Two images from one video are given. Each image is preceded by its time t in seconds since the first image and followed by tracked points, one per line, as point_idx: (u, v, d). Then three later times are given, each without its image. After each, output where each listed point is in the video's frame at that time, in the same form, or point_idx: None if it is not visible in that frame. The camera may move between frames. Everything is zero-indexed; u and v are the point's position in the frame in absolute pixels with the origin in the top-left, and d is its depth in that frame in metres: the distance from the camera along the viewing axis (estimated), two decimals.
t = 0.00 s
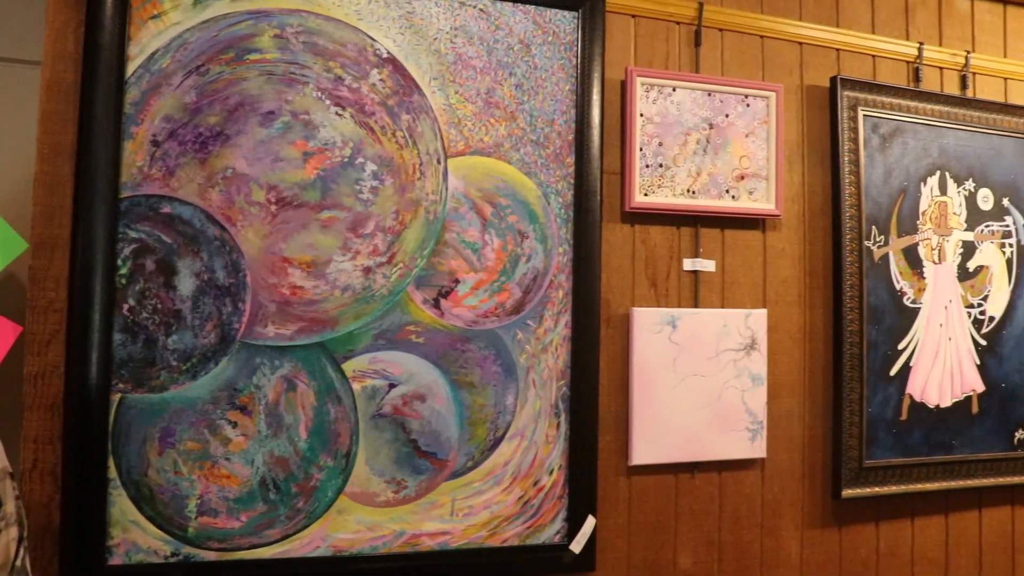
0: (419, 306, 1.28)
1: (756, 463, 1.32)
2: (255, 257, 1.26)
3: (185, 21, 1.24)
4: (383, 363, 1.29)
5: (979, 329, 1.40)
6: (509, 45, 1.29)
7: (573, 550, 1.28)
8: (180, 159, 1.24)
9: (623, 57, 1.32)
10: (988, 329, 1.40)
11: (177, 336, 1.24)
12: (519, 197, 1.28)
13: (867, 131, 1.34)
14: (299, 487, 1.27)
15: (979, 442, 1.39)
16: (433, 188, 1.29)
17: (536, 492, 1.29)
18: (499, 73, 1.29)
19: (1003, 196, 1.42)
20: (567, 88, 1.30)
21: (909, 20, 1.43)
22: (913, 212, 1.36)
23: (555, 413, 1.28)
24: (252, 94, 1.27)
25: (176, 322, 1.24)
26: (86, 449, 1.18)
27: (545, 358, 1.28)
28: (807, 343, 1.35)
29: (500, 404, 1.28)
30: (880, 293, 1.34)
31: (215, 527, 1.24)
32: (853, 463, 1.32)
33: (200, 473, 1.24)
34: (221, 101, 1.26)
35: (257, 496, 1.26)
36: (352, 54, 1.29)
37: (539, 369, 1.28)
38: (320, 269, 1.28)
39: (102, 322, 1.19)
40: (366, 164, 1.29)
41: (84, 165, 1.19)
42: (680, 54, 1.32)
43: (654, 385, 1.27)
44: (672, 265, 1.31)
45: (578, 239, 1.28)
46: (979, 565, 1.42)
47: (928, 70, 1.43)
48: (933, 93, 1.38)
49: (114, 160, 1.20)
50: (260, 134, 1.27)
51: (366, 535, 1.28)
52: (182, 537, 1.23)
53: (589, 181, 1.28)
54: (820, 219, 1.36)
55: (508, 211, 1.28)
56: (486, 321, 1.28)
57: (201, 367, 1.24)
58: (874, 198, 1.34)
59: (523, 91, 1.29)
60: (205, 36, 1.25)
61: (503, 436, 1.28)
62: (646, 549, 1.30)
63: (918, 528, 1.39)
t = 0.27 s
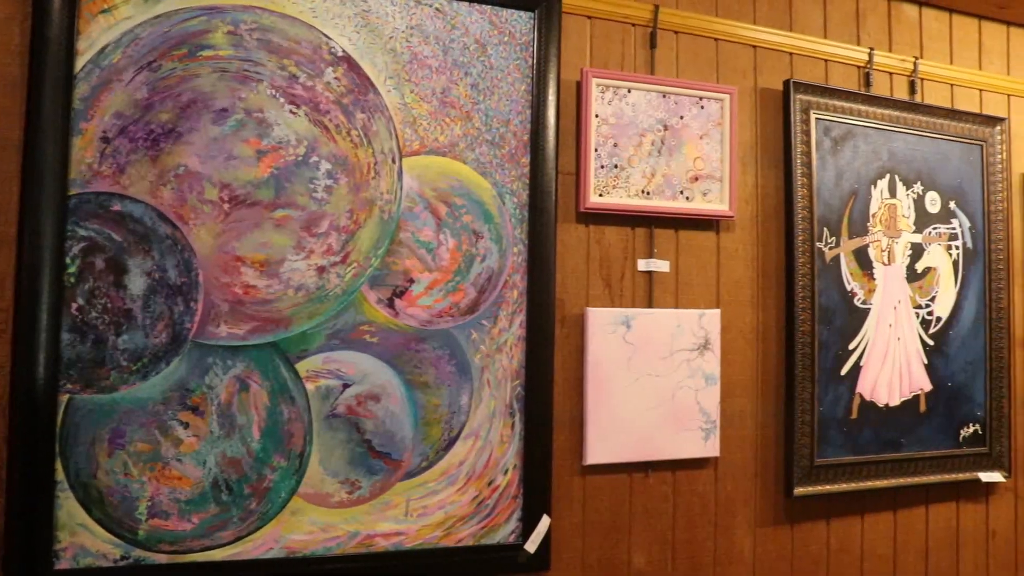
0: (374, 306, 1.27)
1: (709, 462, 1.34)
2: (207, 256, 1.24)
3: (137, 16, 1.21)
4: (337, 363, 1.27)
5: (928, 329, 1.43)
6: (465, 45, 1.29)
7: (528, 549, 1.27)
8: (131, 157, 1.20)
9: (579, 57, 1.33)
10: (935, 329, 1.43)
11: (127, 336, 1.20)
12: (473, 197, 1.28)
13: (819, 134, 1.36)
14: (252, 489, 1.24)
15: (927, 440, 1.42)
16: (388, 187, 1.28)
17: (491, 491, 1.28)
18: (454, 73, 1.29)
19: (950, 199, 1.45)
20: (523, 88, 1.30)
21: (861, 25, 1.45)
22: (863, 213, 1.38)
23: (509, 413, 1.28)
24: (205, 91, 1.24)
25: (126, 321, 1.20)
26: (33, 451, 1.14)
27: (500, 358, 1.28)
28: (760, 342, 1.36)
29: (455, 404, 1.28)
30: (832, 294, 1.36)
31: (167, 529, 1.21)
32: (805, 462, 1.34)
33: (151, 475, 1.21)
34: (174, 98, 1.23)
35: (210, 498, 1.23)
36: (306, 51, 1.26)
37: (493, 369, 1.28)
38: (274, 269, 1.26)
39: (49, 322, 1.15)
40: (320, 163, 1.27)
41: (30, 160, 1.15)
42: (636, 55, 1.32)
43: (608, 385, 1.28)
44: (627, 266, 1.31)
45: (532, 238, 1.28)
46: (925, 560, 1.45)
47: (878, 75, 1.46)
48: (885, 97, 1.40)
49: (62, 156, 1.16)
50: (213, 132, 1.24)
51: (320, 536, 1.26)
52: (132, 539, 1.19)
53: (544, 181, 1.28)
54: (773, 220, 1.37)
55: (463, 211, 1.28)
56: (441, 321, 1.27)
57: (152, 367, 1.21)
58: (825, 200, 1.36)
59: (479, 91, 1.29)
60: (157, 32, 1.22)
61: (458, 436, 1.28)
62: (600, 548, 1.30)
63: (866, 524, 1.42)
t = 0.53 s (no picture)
0: (332, 305, 1.26)
1: (667, 462, 1.35)
2: (163, 254, 1.20)
3: (91, 9, 1.17)
4: (295, 363, 1.25)
5: (882, 329, 1.47)
6: (425, 44, 1.29)
7: (487, 549, 1.27)
8: (84, 154, 1.17)
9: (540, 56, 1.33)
10: (890, 329, 1.48)
11: (81, 335, 1.17)
12: (433, 196, 1.28)
13: (776, 136, 1.38)
14: (208, 489, 1.21)
15: (879, 438, 1.47)
16: (346, 186, 1.27)
17: (450, 491, 1.28)
18: (414, 72, 1.28)
19: (903, 201, 1.50)
20: (482, 88, 1.30)
21: (818, 28, 1.49)
22: (819, 216, 1.42)
23: (468, 412, 1.28)
24: (162, 87, 1.21)
25: (80, 320, 1.17)
26: None
27: (459, 358, 1.28)
28: (717, 341, 1.38)
29: (413, 403, 1.27)
30: (788, 294, 1.39)
31: (121, 532, 1.18)
32: (763, 460, 1.36)
33: (105, 477, 1.17)
34: (129, 95, 1.19)
35: (165, 499, 1.20)
36: (264, 49, 1.24)
37: (452, 368, 1.28)
38: (230, 268, 1.23)
39: None
40: (278, 161, 1.25)
41: None
42: (595, 56, 1.34)
43: (567, 384, 1.28)
44: (585, 265, 1.33)
45: (491, 238, 1.29)
46: (878, 556, 1.50)
47: (833, 78, 1.50)
48: (841, 101, 1.44)
49: (13, 151, 1.13)
50: (169, 129, 1.21)
51: (278, 537, 1.24)
52: (85, 542, 1.16)
53: (503, 181, 1.29)
54: (731, 221, 1.40)
55: (423, 211, 1.28)
56: (399, 321, 1.27)
57: (106, 367, 1.17)
58: (782, 201, 1.39)
59: (438, 90, 1.29)
60: (111, 26, 1.18)
61: (416, 436, 1.27)
62: (560, 548, 1.31)
63: (823, 522, 1.46)
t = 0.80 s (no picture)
0: (281, 305, 1.24)
1: (617, 461, 1.36)
2: (108, 252, 1.16)
3: None
4: (243, 363, 1.23)
5: (828, 329, 1.51)
6: (376, 42, 1.27)
7: (436, 550, 1.27)
8: (25, 149, 1.12)
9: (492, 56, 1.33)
10: (836, 329, 1.52)
11: (21, 335, 1.12)
12: (383, 195, 1.27)
13: (726, 139, 1.41)
14: (154, 492, 1.18)
15: (826, 437, 1.50)
16: (296, 185, 1.25)
17: (400, 492, 1.27)
18: (365, 70, 1.27)
19: (850, 204, 1.55)
20: (434, 88, 1.30)
21: (767, 32, 1.52)
22: (768, 218, 1.45)
23: (418, 413, 1.28)
24: (108, 83, 1.16)
25: (20, 320, 1.12)
26: None
27: (409, 358, 1.28)
28: (667, 341, 1.40)
29: (363, 403, 1.27)
30: (737, 295, 1.41)
31: (62, 537, 1.14)
32: (711, 459, 1.38)
33: (46, 480, 1.13)
34: (73, 89, 1.15)
35: (109, 502, 1.16)
36: (214, 45, 1.21)
37: (402, 368, 1.28)
38: (178, 266, 1.20)
39: None
40: (226, 159, 1.22)
41: None
42: (548, 57, 1.35)
43: (517, 385, 1.28)
44: (536, 266, 1.33)
45: (442, 238, 1.29)
46: (823, 553, 1.54)
47: (783, 82, 1.54)
48: (789, 104, 1.47)
49: None
50: (116, 125, 1.17)
51: (224, 539, 1.21)
52: (25, 548, 1.12)
53: (454, 181, 1.29)
54: (681, 222, 1.42)
55: (373, 210, 1.27)
56: (349, 320, 1.26)
57: (48, 367, 1.13)
58: (732, 203, 1.41)
59: (390, 89, 1.28)
60: (55, 19, 1.14)
61: (366, 436, 1.27)
62: (510, 548, 1.31)
63: (770, 520, 1.49)
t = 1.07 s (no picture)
0: (225, 304, 1.21)
1: (563, 460, 1.38)
2: (46, 250, 1.11)
3: None
4: (186, 363, 1.19)
5: (772, 329, 1.55)
6: (323, 40, 1.26)
7: (383, 550, 1.26)
8: None
9: (439, 56, 1.33)
10: (779, 330, 1.56)
11: None
12: (329, 194, 1.26)
13: (672, 141, 1.44)
14: (93, 495, 1.13)
15: (770, 436, 1.54)
16: (241, 183, 1.22)
17: (346, 492, 1.26)
18: (312, 68, 1.26)
19: (794, 206, 1.59)
20: (381, 87, 1.29)
21: (713, 37, 1.56)
22: (712, 219, 1.48)
23: (364, 413, 1.28)
24: (45, 76, 1.11)
25: None
26: None
27: (355, 358, 1.27)
28: (613, 341, 1.42)
29: (308, 403, 1.25)
30: (682, 295, 1.44)
31: None
32: (657, 459, 1.40)
33: None
34: (8, 82, 1.09)
35: (46, 506, 1.11)
36: (156, 40, 1.17)
37: (347, 368, 1.27)
38: (119, 265, 1.15)
39: None
40: (170, 156, 1.18)
41: None
42: (495, 58, 1.36)
43: (463, 384, 1.29)
44: (482, 266, 1.34)
45: (388, 237, 1.28)
46: (768, 550, 1.59)
47: (729, 85, 1.58)
48: (733, 107, 1.50)
49: None
50: (54, 120, 1.12)
51: (167, 542, 1.17)
52: None
53: (400, 180, 1.29)
54: (627, 223, 1.44)
55: (319, 209, 1.26)
56: (294, 320, 1.24)
57: None
58: (678, 204, 1.44)
59: (336, 87, 1.27)
60: None
61: (311, 436, 1.25)
62: (457, 548, 1.31)
63: (715, 518, 1.52)
